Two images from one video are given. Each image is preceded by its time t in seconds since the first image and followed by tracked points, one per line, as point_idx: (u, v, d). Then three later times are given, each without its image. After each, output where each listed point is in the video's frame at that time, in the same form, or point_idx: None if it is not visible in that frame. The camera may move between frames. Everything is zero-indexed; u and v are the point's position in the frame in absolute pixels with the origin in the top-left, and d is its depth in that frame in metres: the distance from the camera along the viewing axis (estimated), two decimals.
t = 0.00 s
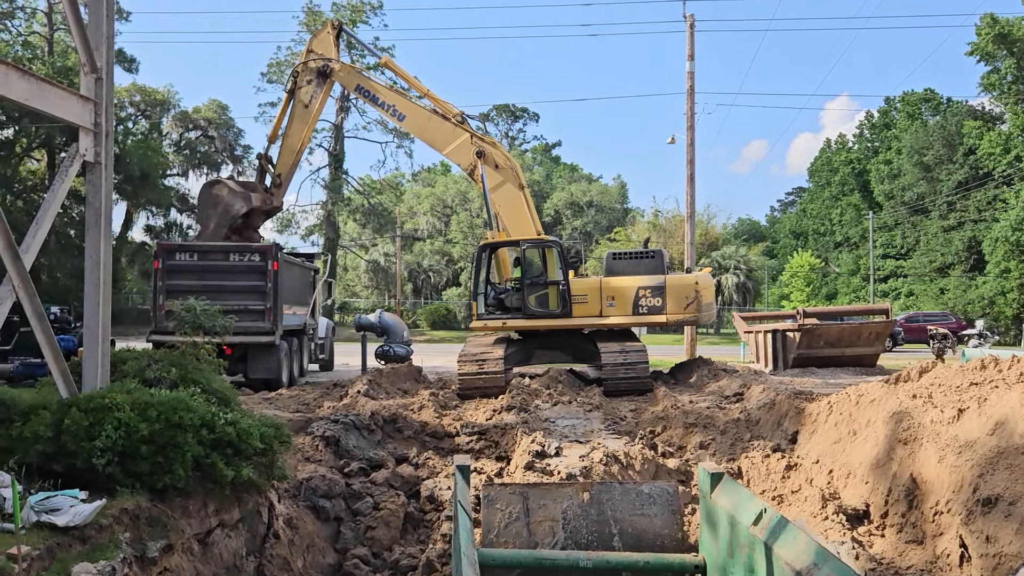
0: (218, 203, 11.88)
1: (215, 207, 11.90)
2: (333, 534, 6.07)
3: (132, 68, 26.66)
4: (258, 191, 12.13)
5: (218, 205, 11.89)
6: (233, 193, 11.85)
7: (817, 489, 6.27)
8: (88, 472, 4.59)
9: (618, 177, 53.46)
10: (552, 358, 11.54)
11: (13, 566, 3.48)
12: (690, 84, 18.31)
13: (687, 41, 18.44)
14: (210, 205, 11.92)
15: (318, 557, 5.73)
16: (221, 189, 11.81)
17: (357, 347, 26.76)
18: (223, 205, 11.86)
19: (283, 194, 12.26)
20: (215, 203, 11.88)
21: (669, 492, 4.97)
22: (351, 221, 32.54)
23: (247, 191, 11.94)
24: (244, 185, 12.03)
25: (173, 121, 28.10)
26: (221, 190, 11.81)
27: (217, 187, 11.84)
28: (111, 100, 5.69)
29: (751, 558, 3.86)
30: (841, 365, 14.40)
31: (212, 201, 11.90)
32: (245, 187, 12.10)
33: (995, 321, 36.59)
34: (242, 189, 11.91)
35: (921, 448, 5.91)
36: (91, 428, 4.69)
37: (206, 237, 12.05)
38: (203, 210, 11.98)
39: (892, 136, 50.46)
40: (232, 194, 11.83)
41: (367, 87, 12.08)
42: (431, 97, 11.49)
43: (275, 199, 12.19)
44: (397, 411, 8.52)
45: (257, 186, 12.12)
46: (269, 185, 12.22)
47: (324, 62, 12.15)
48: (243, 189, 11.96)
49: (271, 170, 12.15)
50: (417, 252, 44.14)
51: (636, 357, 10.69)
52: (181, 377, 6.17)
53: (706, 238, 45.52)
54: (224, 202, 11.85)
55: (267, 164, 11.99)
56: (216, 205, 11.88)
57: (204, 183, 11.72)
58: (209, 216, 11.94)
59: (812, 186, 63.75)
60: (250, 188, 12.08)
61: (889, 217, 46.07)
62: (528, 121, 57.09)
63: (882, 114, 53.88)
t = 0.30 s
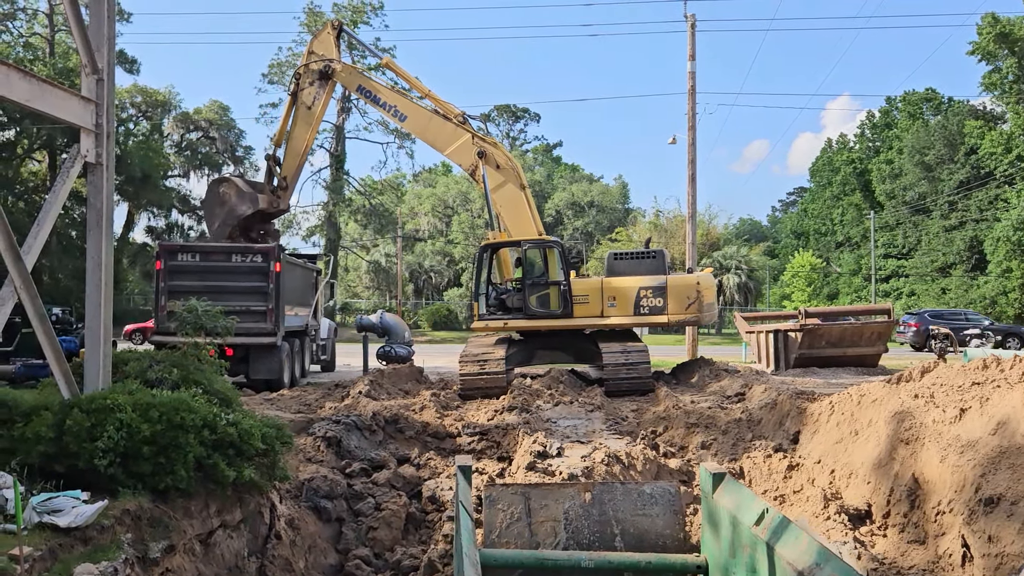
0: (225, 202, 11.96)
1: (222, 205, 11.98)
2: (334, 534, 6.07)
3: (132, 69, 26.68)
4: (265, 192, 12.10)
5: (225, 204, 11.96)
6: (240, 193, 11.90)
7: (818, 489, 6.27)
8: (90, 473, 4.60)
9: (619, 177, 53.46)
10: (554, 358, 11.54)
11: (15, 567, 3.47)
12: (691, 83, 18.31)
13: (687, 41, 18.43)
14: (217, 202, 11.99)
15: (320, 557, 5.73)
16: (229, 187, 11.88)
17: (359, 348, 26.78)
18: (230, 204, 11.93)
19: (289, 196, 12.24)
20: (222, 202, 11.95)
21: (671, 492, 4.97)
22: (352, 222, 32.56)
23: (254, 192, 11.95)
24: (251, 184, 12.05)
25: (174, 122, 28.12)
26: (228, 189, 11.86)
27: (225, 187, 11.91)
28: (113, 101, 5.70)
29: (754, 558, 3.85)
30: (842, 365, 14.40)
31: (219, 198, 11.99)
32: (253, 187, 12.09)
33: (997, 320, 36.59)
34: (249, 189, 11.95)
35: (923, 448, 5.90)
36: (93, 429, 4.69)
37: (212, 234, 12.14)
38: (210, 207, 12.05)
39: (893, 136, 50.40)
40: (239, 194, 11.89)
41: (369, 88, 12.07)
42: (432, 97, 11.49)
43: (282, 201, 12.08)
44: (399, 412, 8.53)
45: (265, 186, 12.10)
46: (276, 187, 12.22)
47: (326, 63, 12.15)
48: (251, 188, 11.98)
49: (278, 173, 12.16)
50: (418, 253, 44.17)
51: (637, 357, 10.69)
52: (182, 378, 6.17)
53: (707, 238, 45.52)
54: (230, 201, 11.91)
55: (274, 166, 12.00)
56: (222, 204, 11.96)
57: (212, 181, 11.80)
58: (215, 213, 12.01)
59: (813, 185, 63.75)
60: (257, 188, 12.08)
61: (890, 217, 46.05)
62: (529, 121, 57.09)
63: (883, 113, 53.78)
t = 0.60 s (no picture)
0: (227, 196, 11.93)
1: (224, 198, 11.95)
2: (336, 535, 6.07)
3: (134, 70, 26.70)
4: (268, 190, 12.11)
5: (226, 198, 11.94)
6: (243, 189, 11.87)
7: (821, 489, 6.26)
8: (92, 474, 4.60)
9: (620, 177, 53.47)
10: (556, 358, 11.53)
11: (17, 567, 3.48)
12: (693, 83, 18.31)
13: (688, 41, 18.43)
14: (219, 195, 11.97)
15: (322, 557, 5.73)
16: (232, 182, 11.86)
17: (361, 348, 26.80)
18: (233, 199, 11.91)
19: (291, 196, 12.27)
20: (224, 196, 11.93)
21: (673, 493, 4.96)
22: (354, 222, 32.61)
23: (257, 190, 11.94)
24: (254, 181, 12.04)
25: (175, 123, 28.16)
26: (231, 183, 11.85)
27: (229, 181, 11.88)
28: (115, 102, 5.69)
29: (756, 558, 3.84)
30: (844, 365, 14.39)
31: (222, 191, 11.97)
32: (257, 183, 12.07)
33: (999, 320, 36.57)
34: (253, 186, 11.93)
35: (924, 448, 5.90)
36: (95, 429, 4.71)
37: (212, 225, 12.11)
38: (212, 199, 12.03)
39: (894, 136, 50.38)
40: (242, 190, 11.87)
41: (371, 88, 12.07)
42: (434, 98, 11.49)
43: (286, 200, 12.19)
44: (401, 412, 8.54)
45: (268, 183, 12.10)
46: (278, 185, 12.24)
47: (328, 63, 12.15)
48: (255, 184, 11.97)
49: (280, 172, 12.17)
50: (420, 253, 44.22)
51: (639, 357, 10.70)
52: (184, 379, 6.18)
53: (708, 238, 45.50)
54: (232, 198, 11.89)
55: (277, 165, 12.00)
56: (224, 198, 11.93)
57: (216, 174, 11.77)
58: (217, 206, 12.00)
59: (814, 185, 63.76)
60: (261, 185, 12.06)
61: (892, 216, 46.02)
62: (530, 122, 57.10)
63: (884, 113, 53.68)
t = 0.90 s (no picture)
0: (230, 193, 11.92)
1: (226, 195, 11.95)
2: (338, 535, 6.08)
3: (135, 71, 26.71)
4: (270, 191, 12.11)
5: (229, 195, 11.93)
6: (245, 189, 11.89)
7: (822, 489, 6.26)
8: (94, 475, 4.59)
9: (622, 177, 53.45)
10: (557, 358, 11.53)
11: (20, 568, 3.48)
12: (694, 83, 18.30)
13: (690, 41, 18.42)
14: (223, 190, 11.95)
15: (323, 558, 5.73)
16: (236, 180, 11.86)
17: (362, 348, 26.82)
18: (236, 196, 11.90)
19: (293, 197, 12.27)
20: (228, 192, 11.91)
21: (674, 493, 4.96)
22: (355, 223, 32.64)
23: (259, 190, 11.96)
24: (258, 180, 12.05)
25: (176, 124, 28.18)
26: (235, 181, 11.85)
27: (233, 179, 11.87)
28: (116, 103, 5.69)
29: (757, 559, 3.84)
30: (845, 365, 14.38)
31: (225, 188, 11.95)
32: (260, 182, 12.08)
33: (1001, 320, 36.50)
34: (256, 185, 11.95)
35: (926, 448, 5.89)
36: (97, 430, 4.72)
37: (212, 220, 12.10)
38: (214, 195, 12.00)
39: (896, 136, 50.37)
40: (245, 189, 11.87)
41: (372, 88, 12.07)
42: (435, 98, 11.49)
43: (287, 200, 12.16)
44: (402, 413, 8.54)
45: (271, 183, 12.11)
46: (279, 186, 12.22)
47: (329, 64, 12.16)
48: (258, 184, 11.99)
49: (282, 173, 12.16)
50: (421, 253, 44.24)
51: (641, 357, 10.69)
52: (186, 379, 6.19)
53: (710, 238, 45.49)
54: (234, 196, 11.89)
55: (279, 167, 12.00)
56: (228, 194, 11.93)
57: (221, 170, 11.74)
58: (219, 201, 11.99)
59: (815, 185, 63.76)
60: (264, 185, 12.08)
61: (893, 216, 45.99)
62: (531, 122, 57.11)
63: (886, 112, 53.56)
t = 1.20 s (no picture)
0: (235, 188, 11.81)
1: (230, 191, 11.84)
2: (339, 535, 6.08)
3: (136, 71, 26.72)
4: (273, 188, 12.02)
5: (233, 191, 11.82)
6: (249, 187, 11.79)
7: (823, 489, 6.26)
8: (94, 475, 4.59)
9: (623, 178, 53.43)
10: (558, 359, 11.53)
11: (21, 569, 3.48)
12: (694, 84, 18.30)
13: (691, 41, 18.42)
14: (227, 184, 11.83)
15: (324, 558, 5.74)
16: (241, 177, 11.75)
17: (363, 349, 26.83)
18: (239, 193, 11.79)
19: (295, 197, 12.24)
20: (232, 187, 11.80)
21: (675, 493, 4.96)
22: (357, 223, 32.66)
23: (263, 187, 11.86)
24: (263, 177, 11.97)
25: (177, 124, 28.21)
26: (239, 177, 11.75)
27: (237, 175, 11.78)
28: (117, 104, 5.70)
29: (758, 559, 3.84)
30: (847, 366, 14.37)
31: (229, 183, 11.85)
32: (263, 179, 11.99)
33: (1001, 320, 36.43)
34: (259, 183, 11.85)
35: (927, 448, 5.89)
36: (98, 430, 4.72)
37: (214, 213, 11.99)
38: (217, 189, 11.88)
39: (896, 136, 50.38)
40: (249, 186, 11.77)
41: (374, 88, 12.07)
42: (437, 98, 11.49)
43: (289, 201, 12.09)
44: (403, 413, 8.55)
45: (275, 181, 12.06)
46: (282, 185, 12.18)
47: (331, 63, 12.14)
48: (262, 182, 11.90)
49: (285, 173, 12.16)
50: (422, 254, 44.26)
51: (642, 357, 10.69)
52: (187, 380, 6.19)
53: (710, 238, 45.45)
54: (236, 193, 11.80)
55: (283, 167, 12.02)
56: (232, 189, 11.82)
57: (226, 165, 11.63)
58: (223, 195, 11.86)
59: (816, 186, 63.75)
60: (267, 183, 11.98)
61: (894, 217, 45.98)
62: (531, 122, 57.10)
63: (886, 112, 53.44)
